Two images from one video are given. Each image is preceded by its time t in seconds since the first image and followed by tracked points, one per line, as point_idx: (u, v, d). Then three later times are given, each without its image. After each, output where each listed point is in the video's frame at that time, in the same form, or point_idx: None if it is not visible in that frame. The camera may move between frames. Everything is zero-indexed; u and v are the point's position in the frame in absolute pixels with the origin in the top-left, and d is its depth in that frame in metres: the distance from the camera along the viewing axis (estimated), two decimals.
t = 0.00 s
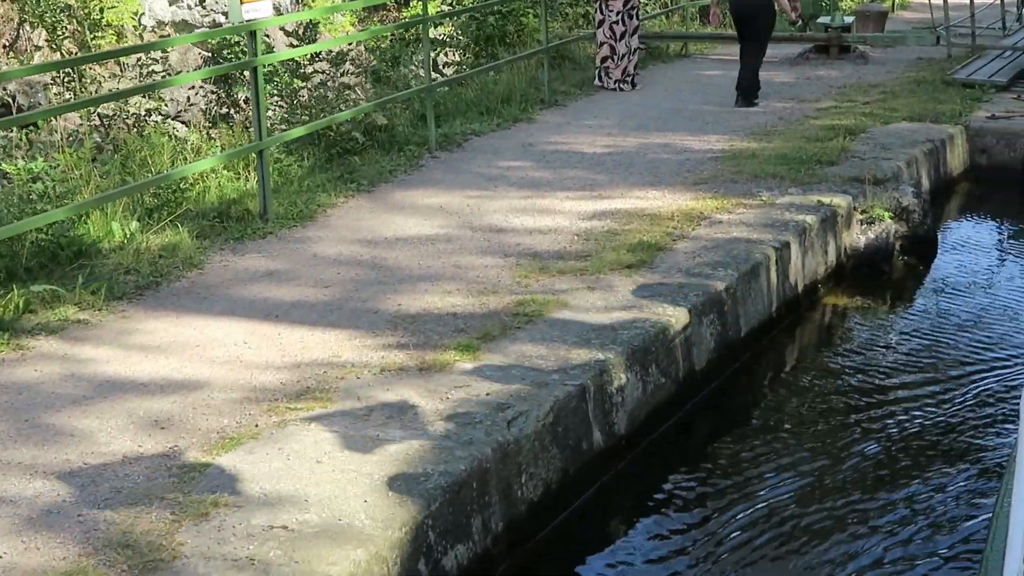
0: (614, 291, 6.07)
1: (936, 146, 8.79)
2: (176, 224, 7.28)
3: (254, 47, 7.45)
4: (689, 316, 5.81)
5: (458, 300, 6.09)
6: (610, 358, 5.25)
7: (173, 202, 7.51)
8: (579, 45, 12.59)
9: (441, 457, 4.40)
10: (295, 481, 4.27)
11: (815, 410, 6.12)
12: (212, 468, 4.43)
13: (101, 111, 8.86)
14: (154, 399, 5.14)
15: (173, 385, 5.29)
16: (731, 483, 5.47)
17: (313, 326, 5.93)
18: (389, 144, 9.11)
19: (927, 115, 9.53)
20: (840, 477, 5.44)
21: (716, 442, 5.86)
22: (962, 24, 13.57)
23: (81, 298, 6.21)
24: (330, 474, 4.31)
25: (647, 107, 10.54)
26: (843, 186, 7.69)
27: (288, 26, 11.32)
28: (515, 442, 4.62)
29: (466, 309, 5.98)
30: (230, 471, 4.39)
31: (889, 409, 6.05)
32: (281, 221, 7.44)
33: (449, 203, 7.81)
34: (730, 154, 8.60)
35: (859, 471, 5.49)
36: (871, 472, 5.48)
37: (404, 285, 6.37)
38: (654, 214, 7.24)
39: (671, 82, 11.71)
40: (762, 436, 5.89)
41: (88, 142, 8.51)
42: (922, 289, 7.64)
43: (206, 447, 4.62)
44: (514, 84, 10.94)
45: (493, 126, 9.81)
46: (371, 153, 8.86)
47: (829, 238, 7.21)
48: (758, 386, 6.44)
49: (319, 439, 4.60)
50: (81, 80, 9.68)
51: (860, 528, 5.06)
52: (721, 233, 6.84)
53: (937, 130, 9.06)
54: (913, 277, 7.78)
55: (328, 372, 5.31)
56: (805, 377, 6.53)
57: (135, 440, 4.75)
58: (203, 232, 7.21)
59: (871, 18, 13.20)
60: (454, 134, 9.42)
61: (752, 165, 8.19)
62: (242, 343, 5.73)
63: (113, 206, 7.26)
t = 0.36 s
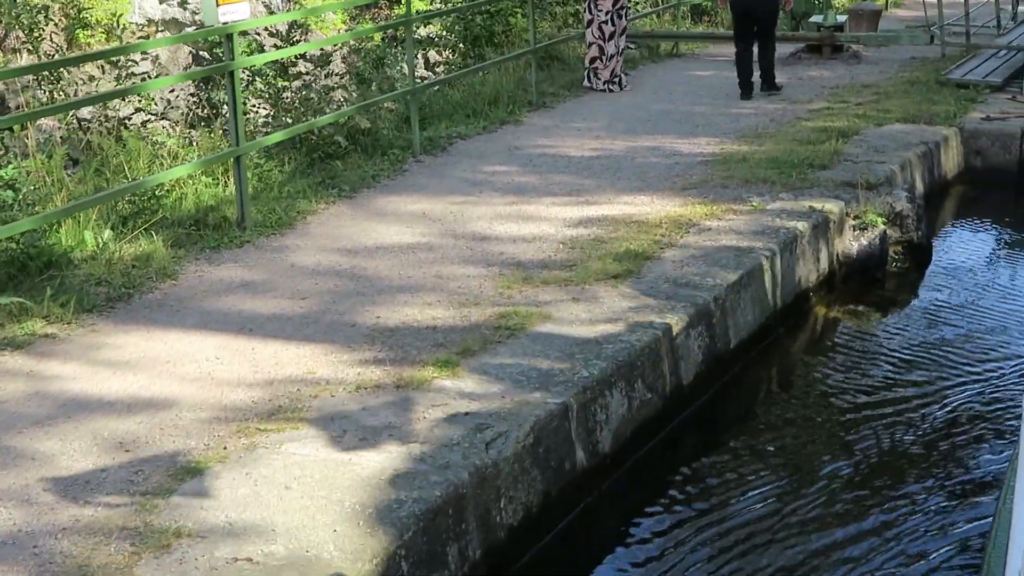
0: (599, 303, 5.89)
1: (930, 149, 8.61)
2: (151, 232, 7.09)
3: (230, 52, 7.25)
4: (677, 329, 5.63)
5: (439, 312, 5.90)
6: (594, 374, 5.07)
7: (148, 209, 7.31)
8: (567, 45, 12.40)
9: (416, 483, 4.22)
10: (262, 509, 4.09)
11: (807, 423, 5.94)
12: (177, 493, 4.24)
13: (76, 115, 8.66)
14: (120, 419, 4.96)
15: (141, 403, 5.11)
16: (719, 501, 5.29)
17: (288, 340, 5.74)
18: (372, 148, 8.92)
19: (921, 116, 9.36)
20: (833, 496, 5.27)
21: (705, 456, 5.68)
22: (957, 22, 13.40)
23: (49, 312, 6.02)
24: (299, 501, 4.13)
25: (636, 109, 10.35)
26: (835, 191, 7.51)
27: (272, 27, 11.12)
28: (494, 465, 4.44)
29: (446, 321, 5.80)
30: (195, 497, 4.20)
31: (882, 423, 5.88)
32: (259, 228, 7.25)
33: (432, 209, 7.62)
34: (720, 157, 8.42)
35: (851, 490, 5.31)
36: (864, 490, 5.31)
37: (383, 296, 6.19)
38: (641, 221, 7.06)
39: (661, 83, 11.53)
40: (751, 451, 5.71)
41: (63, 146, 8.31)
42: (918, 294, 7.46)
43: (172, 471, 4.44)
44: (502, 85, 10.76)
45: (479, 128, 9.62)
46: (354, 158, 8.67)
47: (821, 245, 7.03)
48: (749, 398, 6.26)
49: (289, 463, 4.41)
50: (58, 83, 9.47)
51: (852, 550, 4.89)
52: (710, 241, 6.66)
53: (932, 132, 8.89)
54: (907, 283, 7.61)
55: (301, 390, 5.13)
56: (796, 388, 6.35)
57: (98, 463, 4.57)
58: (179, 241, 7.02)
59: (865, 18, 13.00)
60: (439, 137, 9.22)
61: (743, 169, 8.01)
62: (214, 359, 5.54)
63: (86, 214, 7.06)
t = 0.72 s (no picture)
0: (572, 346, 5.71)
1: (912, 183, 8.48)
2: (113, 272, 6.88)
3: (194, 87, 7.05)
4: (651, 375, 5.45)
5: (406, 357, 5.71)
6: (564, 424, 4.89)
7: (111, 247, 7.12)
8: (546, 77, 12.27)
9: (375, 544, 4.02)
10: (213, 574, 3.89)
11: (785, 471, 5.76)
12: (125, 555, 4.03)
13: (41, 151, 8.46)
14: (70, 473, 4.75)
15: (93, 456, 4.90)
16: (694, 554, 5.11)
17: (250, 386, 5.54)
18: (345, 183, 8.75)
19: (902, 150, 9.24)
20: (809, 551, 5.08)
21: (680, 506, 5.50)
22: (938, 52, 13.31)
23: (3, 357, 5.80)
24: (251, 564, 3.93)
25: (614, 142, 10.21)
26: (815, 227, 7.36)
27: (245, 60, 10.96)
28: (458, 523, 4.25)
29: (414, 366, 5.61)
30: (142, 560, 4.00)
31: (862, 471, 5.71)
32: (225, 268, 7.06)
33: (403, 246, 7.45)
34: (698, 193, 8.27)
35: (830, 542, 5.14)
36: (844, 542, 5.13)
37: (349, 339, 6.00)
38: (617, 259, 6.89)
39: (640, 114, 11.40)
40: (728, 500, 5.54)
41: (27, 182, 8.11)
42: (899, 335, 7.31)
43: (121, 531, 4.23)
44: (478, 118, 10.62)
45: (453, 161, 9.46)
46: (325, 193, 8.50)
47: (801, 283, 6.87)
48: (726, 442, 6.08)
49: (243, 523, 4.21)
50: (24, 117, 9.26)
51: None
52: (687, 280, 6.49)
53: (912, 166, 8.76)
54: (889, 321, 7.46)
55: (261, 441, 4.93)
56: (776, 432, 6.18)
57: (43, 522, 4.35)
58: (142, 281, 6.83)
59: (846, 48, 12.87)
60: (413, 173, 9.05)
61: (721, 205, 7.86)
62: (172, 408, 5.34)
63: (47, 254, 6.84)
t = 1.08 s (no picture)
0: (533, 403, 5.52)
1: (881, 229, 8.37)
2: (61, 324, 6.65)
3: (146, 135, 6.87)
4: (613, 434, 5.27)
5: (361, 414, 5.52)
6: (522, 487, 4.70)
7: (61, 299, 6.88)
8: (512, 121, 12.16)
9: None
10: None
11: (754, 530, 5.58)
12: None
13: None
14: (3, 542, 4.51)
15: (28, 523, 4.66)
16: None
17: (197, 446, 5.32)
18: (305, 230, 8.57)
19: (871, 195, 9.14)
20: None
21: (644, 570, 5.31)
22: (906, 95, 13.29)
23: None
24: None
25: (580, 186, 10.09)
26: (783, 276, 7.22)
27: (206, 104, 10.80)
28: None
29: (369, 424, 5.41)
30: None
31: (831, 532, 5.54)
32: (177, 320, 6.85)
33: (361, 297, 7.27)
34: (664, 240, 8.13)
35: None
36: None
37: (303, 395, 5.80)
38: (580, 310, 6.73)
39: (607, 159, 11.28)
40: (695, 562, 5.34)
41: None
42: (866, 384, 7.19)
43: None
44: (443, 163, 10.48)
45: (417, 208, 9.30)
46: (284, 241, 8.31)
47: (769, 334, 6.72)
48: (693, 500, 5.89)
49: None
50: None
51: None
52: (653, 332, 6.33)
53: (881, 212, 8.65)
54: (860, 372, 7.30)
55: (205, 507, 4.71)
56: (744, 489, 5.99)
57: None
58: (91, 335, 6.59)
59: (814, 91, 12.82)
60: (375, 220, 8.88)
61: (688, 253, 7.72)
62: (115, 471, 5.11)
63: None
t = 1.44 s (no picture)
0: (505, 434, 5.34)
1: (864, 249, 8.21)
2: (19, 352, 6.43)
3: (108, 157, 6.67)
4: (587, 467, 5.08)
5: (326, 447, 5.32)
6: (491, 526, 4.51)
7: (21, 327, 6.64)
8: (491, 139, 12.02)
9: None
10: None
11: (734, 565, 5.39)
12: None
13: None
14: None
15: None
16: None
17: (156, 481, 5.11)
18: (276, 252, 8.38)
19: (853, 214, 8.99)
20: None
21: None
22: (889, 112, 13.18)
23: None
24: None
25: (559, 206, 9.93)
26: (764, 299, 7.05)
27: (179, 124, 10.61)
28: None
29: (334, 457, 5.21)
30: None
31: (813, 567, 5.35)
32: (140, 348, 6.64)
33: (332, 321, 7.08)
34: (643, 261, 7.96)
35: None
36: None
37: (267, 427, 5.60)
38: (556, 336, 6.55)
39: (587, 177, 11.13)
40: None
41: None
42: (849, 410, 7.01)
43: None
44: (419, 181, 10.31)
45: (391, 228, 9.12)
46: (254, 264, 8.12)
47: (749, 360, 6.54)
48: (670, 533, 5.70)
49: None
50: None
51: None
52: (630, 358, 6.15)
53: (864, 232, 8.50)
54: (842, 397, 7.13)
55: (160, 548, 4.50)
56: (723, 522, 5.81)
57: None
58: (50, 364, 6.38)
59: (796, 107, 12.67)
60: (347, 241, 8.68)
61: (667, 275, 7.55)
62: (67, 509, 4.90)
63: None
